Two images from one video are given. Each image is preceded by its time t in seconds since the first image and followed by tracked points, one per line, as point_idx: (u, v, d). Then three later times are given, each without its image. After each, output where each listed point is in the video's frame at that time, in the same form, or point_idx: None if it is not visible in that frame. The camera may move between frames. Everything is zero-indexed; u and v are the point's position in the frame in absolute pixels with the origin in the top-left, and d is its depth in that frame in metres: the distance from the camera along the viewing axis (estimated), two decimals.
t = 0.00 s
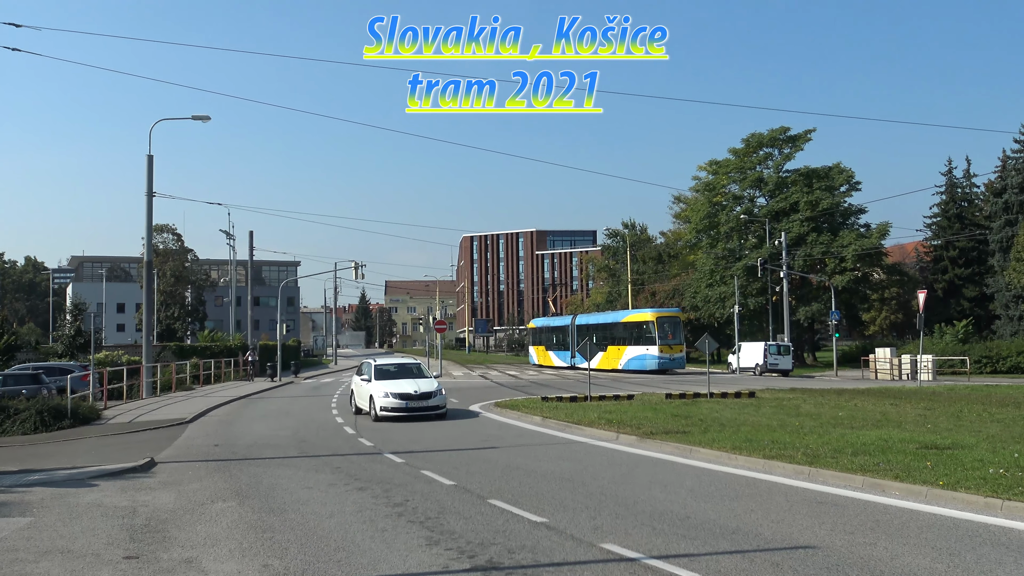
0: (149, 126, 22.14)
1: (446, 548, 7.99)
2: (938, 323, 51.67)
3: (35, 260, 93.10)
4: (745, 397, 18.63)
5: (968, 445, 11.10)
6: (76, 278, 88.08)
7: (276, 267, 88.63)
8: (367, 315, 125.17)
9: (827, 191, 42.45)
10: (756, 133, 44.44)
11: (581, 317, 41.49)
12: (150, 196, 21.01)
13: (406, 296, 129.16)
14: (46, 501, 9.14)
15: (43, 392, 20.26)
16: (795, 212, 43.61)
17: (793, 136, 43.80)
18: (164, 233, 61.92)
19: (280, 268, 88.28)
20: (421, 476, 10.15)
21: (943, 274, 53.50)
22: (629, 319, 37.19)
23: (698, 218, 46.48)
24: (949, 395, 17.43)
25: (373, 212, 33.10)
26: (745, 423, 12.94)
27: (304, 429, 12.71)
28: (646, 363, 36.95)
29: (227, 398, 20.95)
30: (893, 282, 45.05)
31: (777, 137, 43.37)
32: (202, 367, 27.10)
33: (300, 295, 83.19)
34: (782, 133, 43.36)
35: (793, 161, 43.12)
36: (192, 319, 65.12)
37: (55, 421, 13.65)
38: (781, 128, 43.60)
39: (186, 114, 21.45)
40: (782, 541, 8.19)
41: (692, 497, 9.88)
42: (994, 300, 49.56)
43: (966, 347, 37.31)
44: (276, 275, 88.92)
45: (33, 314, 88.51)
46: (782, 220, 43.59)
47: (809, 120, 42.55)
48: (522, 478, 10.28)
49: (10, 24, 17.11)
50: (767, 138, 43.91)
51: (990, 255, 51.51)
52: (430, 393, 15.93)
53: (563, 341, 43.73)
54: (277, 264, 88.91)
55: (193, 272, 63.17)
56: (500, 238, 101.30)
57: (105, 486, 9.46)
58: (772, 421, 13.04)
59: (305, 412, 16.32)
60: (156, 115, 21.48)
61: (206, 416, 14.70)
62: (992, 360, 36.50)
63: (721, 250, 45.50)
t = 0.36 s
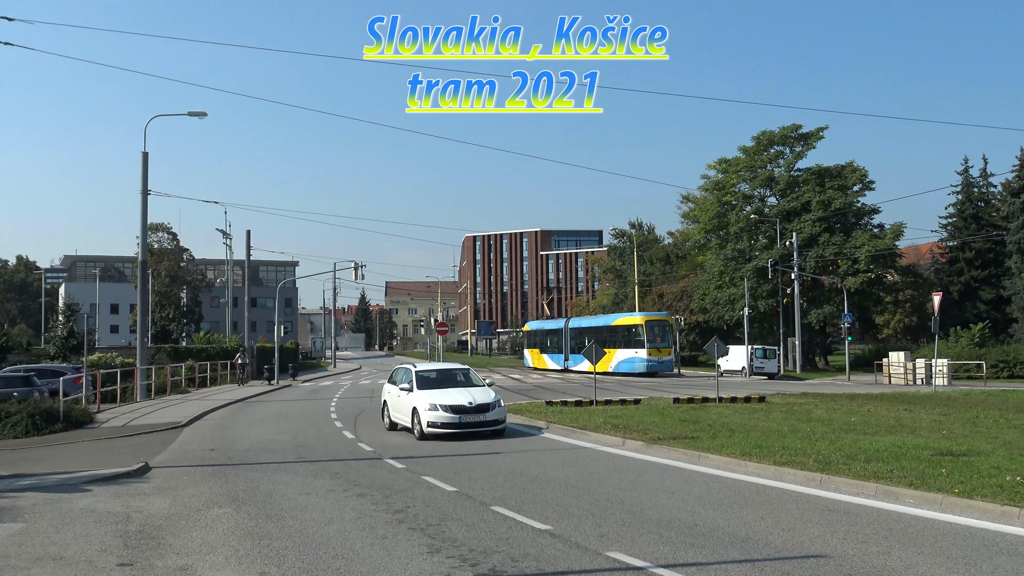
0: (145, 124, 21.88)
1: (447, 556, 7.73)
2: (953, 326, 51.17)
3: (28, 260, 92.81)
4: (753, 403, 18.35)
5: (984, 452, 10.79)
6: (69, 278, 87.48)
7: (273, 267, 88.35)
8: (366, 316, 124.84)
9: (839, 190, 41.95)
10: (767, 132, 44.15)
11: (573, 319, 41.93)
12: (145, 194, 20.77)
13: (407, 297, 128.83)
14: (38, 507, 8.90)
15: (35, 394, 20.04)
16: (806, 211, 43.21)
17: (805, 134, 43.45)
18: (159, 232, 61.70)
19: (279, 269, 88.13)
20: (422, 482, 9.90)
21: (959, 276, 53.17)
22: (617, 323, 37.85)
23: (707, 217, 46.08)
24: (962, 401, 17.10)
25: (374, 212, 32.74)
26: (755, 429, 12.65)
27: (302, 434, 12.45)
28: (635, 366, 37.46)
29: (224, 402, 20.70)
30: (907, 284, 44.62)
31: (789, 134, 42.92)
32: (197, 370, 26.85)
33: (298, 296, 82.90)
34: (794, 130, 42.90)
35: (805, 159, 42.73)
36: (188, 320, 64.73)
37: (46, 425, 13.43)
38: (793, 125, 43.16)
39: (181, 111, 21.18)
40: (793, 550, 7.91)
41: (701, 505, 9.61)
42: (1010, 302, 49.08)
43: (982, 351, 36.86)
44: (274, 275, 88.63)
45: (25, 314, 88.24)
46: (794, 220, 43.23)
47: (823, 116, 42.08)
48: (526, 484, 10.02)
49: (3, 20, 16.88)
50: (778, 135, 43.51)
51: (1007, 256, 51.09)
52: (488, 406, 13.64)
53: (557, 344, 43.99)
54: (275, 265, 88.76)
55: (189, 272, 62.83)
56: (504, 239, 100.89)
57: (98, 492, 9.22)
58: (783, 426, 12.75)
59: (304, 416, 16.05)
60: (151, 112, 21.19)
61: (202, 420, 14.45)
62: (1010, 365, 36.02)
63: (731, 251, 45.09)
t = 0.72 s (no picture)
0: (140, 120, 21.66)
1: (449, 565, 7.48)
2: (970, 330, 50.68)
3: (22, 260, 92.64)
4: (764, 409, 18.06)
5: (1002, 460, 10.48)
6: (63, 279, 87.09)
7: (271, 268, 88.13)
8: (367, 319, 124.62)
9: (853, 189, 41.68)
10: (779, 130, 43.97)
11: (566, 323, 42.23)
12: (141, 192, 20.56)
13: (409, 298, 128.65)
14: (31, 513, 8.65)
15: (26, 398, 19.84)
16: (819, 211, 42.89)
17: (817, 132, 43.19)
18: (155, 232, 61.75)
19: (277, 270, 88.05)
20: (424, 489, 9.65)
21: (976, 278, 52.69)
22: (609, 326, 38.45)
23: (717, 217, 45.81)
24: (979, 407, 16.79)
25: (377, 210, 32.46)
26: (766, 435, 12.37)
27: (301, 438, 12.19)
28: (626, 370, 38.01)
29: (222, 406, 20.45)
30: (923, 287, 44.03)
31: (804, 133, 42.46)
32: (193, 372, 26.65)
33: (296, 298, 82.71)
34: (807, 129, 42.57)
35: (817, 158, 42.48)
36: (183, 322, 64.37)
37: (39, 429, 13.23)
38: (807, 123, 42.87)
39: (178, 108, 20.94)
40: (806, 559, 7.63)
41: (710, 513, 9.34)
42: None
43: (999, 356, 36.38)
44: (272, 276, 88.42)
45: (16, 316, 88.05)
46: (806, 221, 42.92)
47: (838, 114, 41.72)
48: (531, 491, 9.76)
49: None
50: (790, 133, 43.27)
51: None
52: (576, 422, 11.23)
53: (549, 348, 43.89)
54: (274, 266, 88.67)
55: (185, 272, 62.70)
56: (508, 239, 100.66)
57: (92, 497, 8.98)
58: (793, 432, 12.48)
59: (304, 420, 15.79)
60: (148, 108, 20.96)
61: (199, 424, 14.23)
62: None
63: (741, 252, 44.84)
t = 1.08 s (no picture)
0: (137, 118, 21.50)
1: None
2: (989, 333, 50.12)
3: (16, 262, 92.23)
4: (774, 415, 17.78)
5: (1023, 468, 10.17)
6: (57, 280, 86.45)
7: (270, 270, 87.72)
8: (369, 321, 124.25)
9: (869, 189, 41.15)
10: (793, 127, 43.35)
11: (561, 326, 42.46)
12: (136, 191, 20.32)
13: (411, 301, 128.35)
14: (23, 520, 8.39)
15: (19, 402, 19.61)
16: (833, 211, 42.40)
17: (832, 130, 42.75)
18: (150, 232, 61.17)
19: (277, 271, 87.82)
20: (427, 496, 9.39)
21: (995, 280, 52.23)
22: (603, 330, 38.66)
23: (728, 217, 45.51)
24: (996, 412, 16.48)
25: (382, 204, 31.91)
26: (779, 441, 12.07)
27: (300, 444, 11.93)
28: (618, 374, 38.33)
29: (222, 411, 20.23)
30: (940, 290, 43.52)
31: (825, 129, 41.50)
32: (190, 376, 26.42)
33: (295, 300, 82.38)
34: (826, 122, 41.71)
35: (831, 157, 41.92)
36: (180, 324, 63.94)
37: (32, 434, 13.05)
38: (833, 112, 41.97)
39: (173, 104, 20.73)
40: (822, 570, 7.32)
41: (722, 522, 9.05)
42: None
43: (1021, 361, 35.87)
44: (271, 278, 88.05)
45: (8, 318, 87.73)
46: (820, 221, 42.45)
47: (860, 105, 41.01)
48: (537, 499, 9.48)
49: None
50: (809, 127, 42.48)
51: None
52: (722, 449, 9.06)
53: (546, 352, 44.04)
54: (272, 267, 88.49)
55: (182, 273, 62.44)
56: (513, 239, 100.47)
57: (85, 505, 8.71)
58: (805, 438, 12.22)
59: (305, 425, 15.54)
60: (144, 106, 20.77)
61: (196, 429, 14.00)
62: None
63: (754, 253, 44.60)
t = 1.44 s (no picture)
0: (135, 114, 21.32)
1: None
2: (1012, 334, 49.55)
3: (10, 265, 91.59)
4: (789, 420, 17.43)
5: None
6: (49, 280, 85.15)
7: (270, 270, 87.25)
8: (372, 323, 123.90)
9: (887, 187, 40.64)
10: (809, 124, 43.24)
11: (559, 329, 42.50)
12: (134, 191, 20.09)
13: (415, 302, 127.92)
14: (16, 528, 8.14)
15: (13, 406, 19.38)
16: (850, 209, 41.95)
17: (850, 126, 42.38)
18: (147, 230, 60.58)
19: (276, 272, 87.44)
20: (432, 504, 9.11)
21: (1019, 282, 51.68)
22: (599, 333, 38.58)
23: (742, 216, 45.32)
24: (1018, 418, 16.12)
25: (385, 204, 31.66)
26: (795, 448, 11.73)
27: (301, 450, 11.67)
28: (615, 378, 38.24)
29: (222, 416, 19.98)
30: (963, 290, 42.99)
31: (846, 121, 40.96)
32: (188, 381, 26.20)
33: (295, 301, 82.06)
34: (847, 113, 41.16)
35: (849, 154, 41.64)
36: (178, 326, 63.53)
37: (25, 439, 12.82)
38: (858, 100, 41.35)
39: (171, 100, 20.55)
40: None
41: (736, 530, 8.74)
42: None
43: None
44: (271, 278, 87.57)
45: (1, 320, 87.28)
46: (837, 220, 42.11)
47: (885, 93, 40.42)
48: (546, 507, 9.19)
49: None
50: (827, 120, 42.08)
51: None
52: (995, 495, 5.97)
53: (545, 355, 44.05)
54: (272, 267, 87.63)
55: (179, 274, 62.16)
56: (520, 239, 100.16)
57: (81, 512, 8.46)
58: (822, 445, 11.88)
59: (306, 430, 15.27)
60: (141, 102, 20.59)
61: (194, 435, 13.75)
62: None
63: (768, 254, 44.27)
